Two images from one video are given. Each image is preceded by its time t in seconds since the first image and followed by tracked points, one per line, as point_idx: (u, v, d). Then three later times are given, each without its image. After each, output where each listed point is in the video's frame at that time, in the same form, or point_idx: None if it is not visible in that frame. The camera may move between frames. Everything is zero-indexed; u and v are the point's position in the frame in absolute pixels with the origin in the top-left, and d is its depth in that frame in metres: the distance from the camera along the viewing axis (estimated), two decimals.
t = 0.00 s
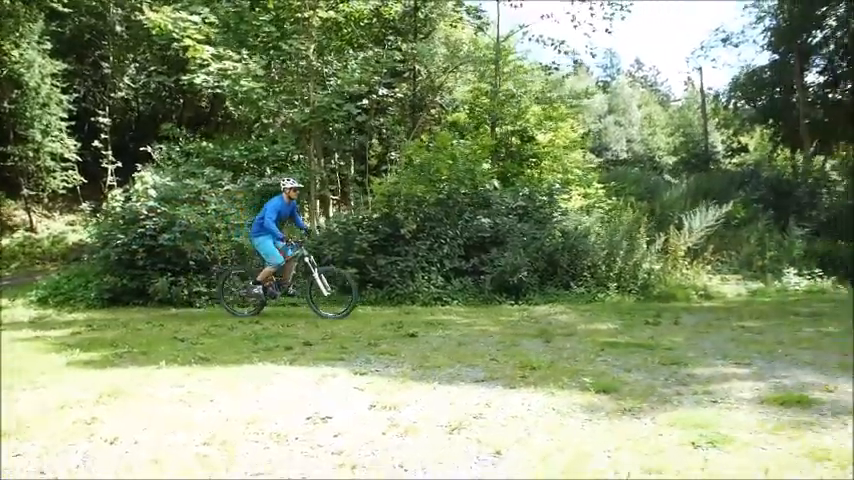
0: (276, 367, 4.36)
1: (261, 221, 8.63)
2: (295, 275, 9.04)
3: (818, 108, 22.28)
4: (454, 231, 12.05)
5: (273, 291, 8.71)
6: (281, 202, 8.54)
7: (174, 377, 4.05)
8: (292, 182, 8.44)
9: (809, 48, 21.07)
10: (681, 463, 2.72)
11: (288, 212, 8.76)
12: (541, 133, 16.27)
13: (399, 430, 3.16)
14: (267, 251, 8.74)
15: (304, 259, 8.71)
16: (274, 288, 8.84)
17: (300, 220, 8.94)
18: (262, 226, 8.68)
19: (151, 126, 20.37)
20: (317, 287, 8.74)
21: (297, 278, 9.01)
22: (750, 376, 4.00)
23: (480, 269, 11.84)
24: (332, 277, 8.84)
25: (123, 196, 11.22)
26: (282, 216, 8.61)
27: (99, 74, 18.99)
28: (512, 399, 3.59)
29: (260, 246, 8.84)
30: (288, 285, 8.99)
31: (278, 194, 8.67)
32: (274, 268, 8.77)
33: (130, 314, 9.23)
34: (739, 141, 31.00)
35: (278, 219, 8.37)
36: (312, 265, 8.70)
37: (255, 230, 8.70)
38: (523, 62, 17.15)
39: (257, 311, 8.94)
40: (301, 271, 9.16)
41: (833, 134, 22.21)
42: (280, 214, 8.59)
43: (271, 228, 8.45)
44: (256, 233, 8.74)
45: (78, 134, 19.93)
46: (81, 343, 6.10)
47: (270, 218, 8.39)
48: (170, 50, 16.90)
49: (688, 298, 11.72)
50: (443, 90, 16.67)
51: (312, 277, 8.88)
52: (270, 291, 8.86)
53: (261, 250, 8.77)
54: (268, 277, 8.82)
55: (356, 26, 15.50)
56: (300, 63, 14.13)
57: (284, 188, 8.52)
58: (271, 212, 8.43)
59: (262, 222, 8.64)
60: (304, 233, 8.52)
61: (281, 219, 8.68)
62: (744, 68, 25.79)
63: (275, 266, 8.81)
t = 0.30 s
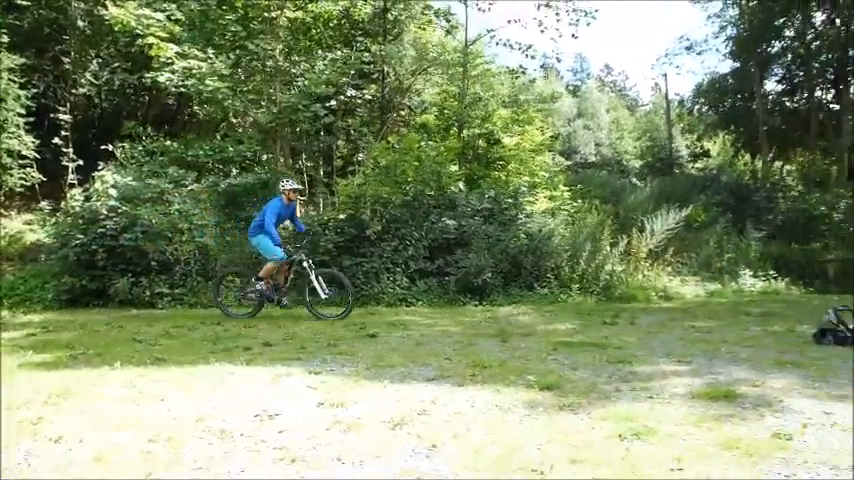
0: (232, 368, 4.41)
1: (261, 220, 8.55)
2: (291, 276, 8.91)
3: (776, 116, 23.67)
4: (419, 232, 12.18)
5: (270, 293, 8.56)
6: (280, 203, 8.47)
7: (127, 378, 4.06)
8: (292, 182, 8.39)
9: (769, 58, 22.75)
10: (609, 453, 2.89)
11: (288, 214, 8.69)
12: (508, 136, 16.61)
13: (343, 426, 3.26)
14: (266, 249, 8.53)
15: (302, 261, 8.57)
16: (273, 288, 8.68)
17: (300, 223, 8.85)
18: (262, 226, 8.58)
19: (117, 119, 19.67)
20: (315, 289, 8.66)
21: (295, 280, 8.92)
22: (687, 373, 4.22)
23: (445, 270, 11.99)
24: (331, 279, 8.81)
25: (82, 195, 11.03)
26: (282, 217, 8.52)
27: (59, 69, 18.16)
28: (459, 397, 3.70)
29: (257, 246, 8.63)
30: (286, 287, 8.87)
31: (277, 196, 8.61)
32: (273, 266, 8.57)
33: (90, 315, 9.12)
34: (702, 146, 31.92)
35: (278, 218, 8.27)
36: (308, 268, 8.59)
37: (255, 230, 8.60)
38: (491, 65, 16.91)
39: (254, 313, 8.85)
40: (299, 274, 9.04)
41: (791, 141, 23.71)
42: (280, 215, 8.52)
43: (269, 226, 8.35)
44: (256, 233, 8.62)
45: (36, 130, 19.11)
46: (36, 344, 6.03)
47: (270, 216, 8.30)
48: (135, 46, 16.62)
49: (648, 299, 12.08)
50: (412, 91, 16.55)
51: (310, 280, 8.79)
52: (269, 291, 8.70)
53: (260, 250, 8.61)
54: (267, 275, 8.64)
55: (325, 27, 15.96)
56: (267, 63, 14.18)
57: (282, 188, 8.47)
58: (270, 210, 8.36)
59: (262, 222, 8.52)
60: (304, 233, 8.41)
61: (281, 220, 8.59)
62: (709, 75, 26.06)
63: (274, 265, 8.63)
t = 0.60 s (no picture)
0: (196, 367, 4.42)
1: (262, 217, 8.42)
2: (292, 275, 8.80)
3: (744, 120, 24.63)
4: (391, 232, 12.30)
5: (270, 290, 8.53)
6: (282, 203, 8.30)
7: (87, 377, 4.05)
8: (294, 183, 8.18)
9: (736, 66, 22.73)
10: (550, 444, 3.02)
11: (290, 214, 8.54)
12: (480, 138, 16.88)
13: (296, 421, 3.34)
14: (267, 247, 8.43)
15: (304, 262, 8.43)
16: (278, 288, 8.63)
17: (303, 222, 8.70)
18: (262, 225, 8.44)
19: (87, 115, 19.26)
20: (317, 290, 8.50)
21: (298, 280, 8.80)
22: (638, 371, 4.37)
23: (416, 271, 12.11)
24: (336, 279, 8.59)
25: (47, 194, 10.84)
26: (283, 216, 8.37)
27: (25, 64, 16.34)
28: (416, 394, 3.78)
29: (258, 243, 8.53)
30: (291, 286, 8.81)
31: (278, 195, 8.40)
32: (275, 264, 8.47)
33: (54, 315, 9.02)
34: (673, 149, 32.75)
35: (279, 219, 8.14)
36: (309, 269, 8.43)
37: (255, 226, 8.48)
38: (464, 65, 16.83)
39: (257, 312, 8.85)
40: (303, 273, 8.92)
41: (757, 143, 24.76)
42: (281, 215, 8.37)
43: (271, 225, 8.22)
44: (257, 229, 8.51)
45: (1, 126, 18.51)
46: None
47: (271, 216, 8.16)
48: (104, 42, 16.38)
49: (616, 299, 12.33)
50: (385, 92, 16.69)
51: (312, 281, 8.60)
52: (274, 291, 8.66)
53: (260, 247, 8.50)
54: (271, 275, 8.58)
55: (298, 26, 15.70)
56: (239, 61, 14.23)
57: (285, 188, 8.28)
58: (272, 211, 8.21)
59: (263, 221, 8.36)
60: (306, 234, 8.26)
61: (282, 220, 8.45)
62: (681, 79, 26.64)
63: (278, 263, 8.56)
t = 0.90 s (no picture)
0: (152, 367, 4.44)
1: (263, 215, 8.35)
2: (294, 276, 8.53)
3: (710, 125, 24.82)
4: (358, 233, 12.47)
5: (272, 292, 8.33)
6: (285, 200, 8.26)
7: (40, 376, 4.04)
8: (299, 180, 8.17)
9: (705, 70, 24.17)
10: (492, 438, 3.15)
11: (293, 213, 8.49)
12: (448, 140, 16.72)
13: (245, 418, 3.42)
14: (267, 245, 8.28)
15: (305, 262, 8.15)
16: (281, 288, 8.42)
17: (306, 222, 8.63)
18: (264, 222, 8.35)
19: (47, 113, 17.87)
20: (320, 291, 8.23)
21: (301, 281, 8.58)
22: (586, 369, 4.54)
23: (383, 271, 12.30)
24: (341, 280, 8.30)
25: (6, 191, 10.64)
26: (286, 214, 8.30)
27: None
28: (367, 392, 3.86)
29: (258, 242, 8.39)
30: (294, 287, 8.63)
31: (282, 192, 8.37)
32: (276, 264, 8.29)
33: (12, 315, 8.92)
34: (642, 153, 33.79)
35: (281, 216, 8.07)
36: (311, 270, 8.16)
37: (256, 224, 8.39)
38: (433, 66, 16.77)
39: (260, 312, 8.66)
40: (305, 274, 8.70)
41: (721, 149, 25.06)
42: (283, 213, 8.29)
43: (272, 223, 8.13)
44: (258, 228, 8.41)
45: None
46: None
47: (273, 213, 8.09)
48: (66, 36, 15.98)
49: (581, 299, 12.58)
50: (356, 92, 17.06)
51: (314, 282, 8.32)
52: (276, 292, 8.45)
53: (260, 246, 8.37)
54: (273, 276, 8.38)
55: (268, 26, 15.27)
56: (207, 59, 14.04)
57: (289, 186, 8.25)
58: (274, 207, 8.16)
59: (265, 218, 8.29)
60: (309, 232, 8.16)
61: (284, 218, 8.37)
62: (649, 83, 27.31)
63: (279, 263, 8.33)
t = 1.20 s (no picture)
0: (112, 366, 4.43)
1: (267, 211, 8.26)
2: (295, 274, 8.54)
3: (682, 129, 25.00)
4: (330, 233, 12.55)
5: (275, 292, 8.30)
6: (290, 198, 8.18)
7: None
8: (306, 180, 8.06)
9: (677, 75, 24.47)
10: (439, 431, 3.25)
11: (297, 211, 8.40)
12: (421, 141, 16.91)
13: (200, 415, 3.47)
14: (266, 243, 8.24)
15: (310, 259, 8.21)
16: (282, 288, 8.39)
17: (309, 222, 8.57)
18: (266, 219, 8.29)
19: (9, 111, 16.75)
20: (322, 289, 8.27)
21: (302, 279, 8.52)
22: (543, 365, 4.66)
23: (356, 271, 12.31)
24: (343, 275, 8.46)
25: None
26: (290, 212, 8.23)
27: None
28: (326, 389, 3.93)
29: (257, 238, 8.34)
30: (294, 287, 8.55)
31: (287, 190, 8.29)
32: (274, 262, 8.25)
33: None
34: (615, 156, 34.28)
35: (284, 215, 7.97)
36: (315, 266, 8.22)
37: (259, 219, 8.32)
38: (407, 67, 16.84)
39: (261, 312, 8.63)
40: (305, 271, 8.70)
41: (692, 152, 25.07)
42: (287, 210, 8.20)
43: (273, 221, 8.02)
44: (260, 223, 8.34)
45: None
46: None
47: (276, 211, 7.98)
48: (32, 31, 15.61)
49: (551, 299, 12.76)
50: (331, 92, 17.85)
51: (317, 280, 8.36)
52: (278, 292, 8.41)
53: (259, 242, 8.32)
54: (274, 276, 8.32)
55: (241, 24, 15.20)
56: (178, 57, 13.82)
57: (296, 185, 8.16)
58: (277, 205, 8.04)
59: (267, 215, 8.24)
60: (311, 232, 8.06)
61: (287, 217, 8.26)
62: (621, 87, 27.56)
63: (279, 261, 8.32)
